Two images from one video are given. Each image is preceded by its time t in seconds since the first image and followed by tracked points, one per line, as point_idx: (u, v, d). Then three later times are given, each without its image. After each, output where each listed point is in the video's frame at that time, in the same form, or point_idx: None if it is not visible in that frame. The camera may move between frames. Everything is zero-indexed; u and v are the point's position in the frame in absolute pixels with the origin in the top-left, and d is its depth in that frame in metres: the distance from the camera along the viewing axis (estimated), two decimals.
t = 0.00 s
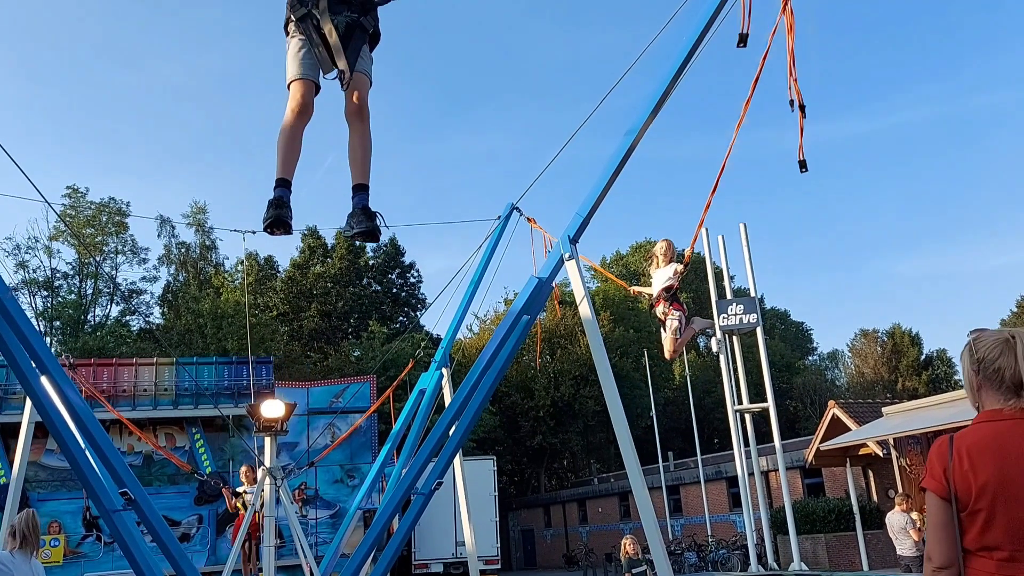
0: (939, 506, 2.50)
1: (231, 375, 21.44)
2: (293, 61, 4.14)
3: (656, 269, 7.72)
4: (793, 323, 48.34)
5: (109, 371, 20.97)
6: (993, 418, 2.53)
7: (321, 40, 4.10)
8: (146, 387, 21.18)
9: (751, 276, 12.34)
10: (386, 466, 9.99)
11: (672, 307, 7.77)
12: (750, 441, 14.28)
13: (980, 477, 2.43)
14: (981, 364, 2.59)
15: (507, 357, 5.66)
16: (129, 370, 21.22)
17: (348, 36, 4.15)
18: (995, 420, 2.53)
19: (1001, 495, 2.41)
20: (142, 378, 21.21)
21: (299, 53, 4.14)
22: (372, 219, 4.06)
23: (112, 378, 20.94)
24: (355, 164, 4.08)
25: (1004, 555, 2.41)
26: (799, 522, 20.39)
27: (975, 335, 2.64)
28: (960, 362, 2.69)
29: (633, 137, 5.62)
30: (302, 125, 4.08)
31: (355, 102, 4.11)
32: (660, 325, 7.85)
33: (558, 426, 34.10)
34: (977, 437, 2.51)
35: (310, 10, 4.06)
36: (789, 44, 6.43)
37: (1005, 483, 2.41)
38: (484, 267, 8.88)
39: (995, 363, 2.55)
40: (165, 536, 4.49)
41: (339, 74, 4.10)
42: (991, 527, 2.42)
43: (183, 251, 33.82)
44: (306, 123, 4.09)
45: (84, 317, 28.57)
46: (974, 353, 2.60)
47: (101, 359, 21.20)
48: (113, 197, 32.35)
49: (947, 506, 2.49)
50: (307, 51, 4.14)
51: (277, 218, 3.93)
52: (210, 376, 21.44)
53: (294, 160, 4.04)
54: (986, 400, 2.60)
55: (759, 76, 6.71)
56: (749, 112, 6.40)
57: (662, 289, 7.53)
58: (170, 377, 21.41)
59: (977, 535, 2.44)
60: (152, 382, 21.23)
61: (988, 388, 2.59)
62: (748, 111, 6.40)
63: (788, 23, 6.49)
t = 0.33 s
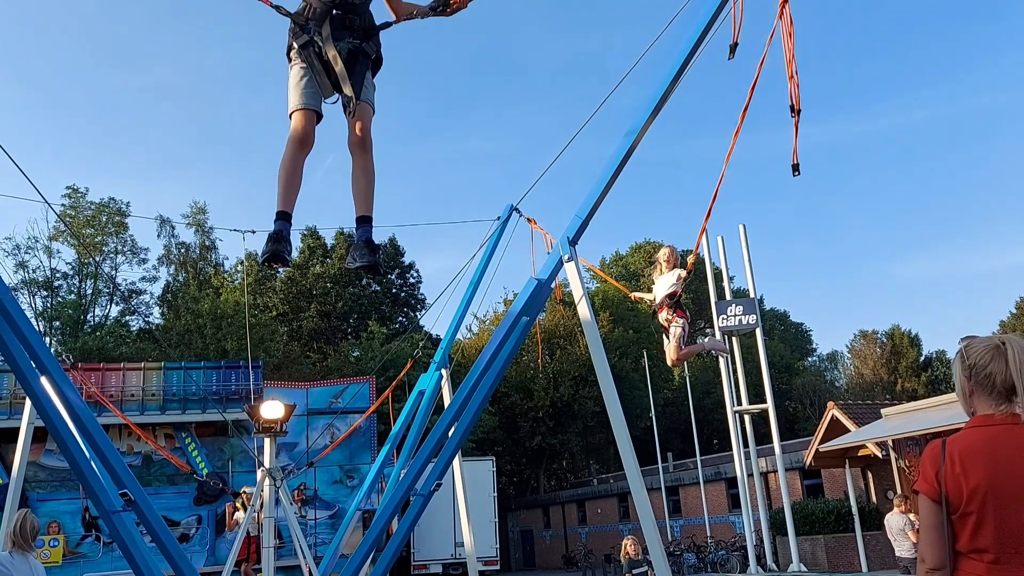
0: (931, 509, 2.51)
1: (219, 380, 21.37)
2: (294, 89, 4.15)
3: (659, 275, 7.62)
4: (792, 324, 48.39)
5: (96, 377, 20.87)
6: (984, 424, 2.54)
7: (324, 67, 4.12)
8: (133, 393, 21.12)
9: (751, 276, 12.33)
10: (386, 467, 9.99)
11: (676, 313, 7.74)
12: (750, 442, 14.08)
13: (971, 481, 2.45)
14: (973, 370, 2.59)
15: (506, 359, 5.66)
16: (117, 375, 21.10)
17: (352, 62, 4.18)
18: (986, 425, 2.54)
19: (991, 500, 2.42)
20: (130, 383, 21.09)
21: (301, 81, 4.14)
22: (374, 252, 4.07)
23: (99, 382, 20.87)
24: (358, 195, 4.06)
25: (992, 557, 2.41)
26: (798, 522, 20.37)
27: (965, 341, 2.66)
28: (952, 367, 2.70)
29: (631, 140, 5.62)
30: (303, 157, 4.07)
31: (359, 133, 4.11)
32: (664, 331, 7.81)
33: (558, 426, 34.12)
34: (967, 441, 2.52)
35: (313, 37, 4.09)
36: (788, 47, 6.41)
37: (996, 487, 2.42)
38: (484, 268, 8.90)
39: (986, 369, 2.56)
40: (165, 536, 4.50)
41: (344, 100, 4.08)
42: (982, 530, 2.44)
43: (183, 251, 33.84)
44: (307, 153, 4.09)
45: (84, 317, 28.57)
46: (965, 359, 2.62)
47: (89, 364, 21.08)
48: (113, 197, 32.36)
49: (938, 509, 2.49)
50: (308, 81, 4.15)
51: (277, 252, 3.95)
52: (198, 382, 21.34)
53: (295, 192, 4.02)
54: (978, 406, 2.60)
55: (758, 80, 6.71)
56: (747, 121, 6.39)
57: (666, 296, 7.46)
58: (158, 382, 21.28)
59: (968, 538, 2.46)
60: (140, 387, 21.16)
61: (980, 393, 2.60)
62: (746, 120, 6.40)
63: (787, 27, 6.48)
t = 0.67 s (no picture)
0: (925, 511, 2.51)
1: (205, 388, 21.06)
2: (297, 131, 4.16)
3: (662, 286, 7.65)
4: (791, 326, 48.46)
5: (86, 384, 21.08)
6: (980, 428, 2.55)
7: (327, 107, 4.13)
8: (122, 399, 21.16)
9: (750, 278, 12.34)
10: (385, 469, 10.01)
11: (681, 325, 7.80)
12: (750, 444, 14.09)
13: (967, 483, 2.46)
14: (968, 376, 2.62)
15: (507, 358, 5.67)
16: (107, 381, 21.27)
17: (356, 100, 4.20)
18: (981, 429, 2.56)
19: (984, 504, 2.44)
20: (118, 389, 21.18)
21: (303, 123, 4.16)
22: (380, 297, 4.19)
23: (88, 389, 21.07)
24: (364, 242, 4.18)
25: (985, 559, 2.42)
26: (797, 524, 20.37)
27: (960, 348, 2.69)
28: (947, 374, 2.73)
29: (631, 143, 5.63)
30: (306, 202, 4.11)
31: (363, 178, 4.13)
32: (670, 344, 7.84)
33: (556, 427, 34.15)
34: (963, 444, 2.53)
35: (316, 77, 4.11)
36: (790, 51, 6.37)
37: (991, 491, 2.44)
38: (484, 270, 8.91)
39: (981, 374, 2.59)
40: (165, 536, 4.51)
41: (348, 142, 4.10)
42: (976, 532, 2.45)
43: (183, 251, 33.91)
44: (309, 198, 4.13)
45: (83, 316, 28.58)
46: (960, 365, 2.65)
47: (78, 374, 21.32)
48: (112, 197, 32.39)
49: (932, 510, 2.50)
50: (311, 122, 4.17)
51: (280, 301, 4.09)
52: (185, 389, 21.39)
53: (298, 238, 4.09)
54: (973, 410, 2.63)
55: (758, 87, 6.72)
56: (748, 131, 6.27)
57: (669, 308, 7.51)
58: (146, 389, 21.30)
59: (963, 540, 2.46)
60: (128, 393, 21.18)
61: (975, 398, 2.62)
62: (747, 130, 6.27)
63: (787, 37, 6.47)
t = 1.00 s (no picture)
0: (926, 513, 2.51)
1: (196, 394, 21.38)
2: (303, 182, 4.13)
3: (667, 302, 7.66)
4: (791, 327, 48.49)
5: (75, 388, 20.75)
6: (978, 433, 2.57)
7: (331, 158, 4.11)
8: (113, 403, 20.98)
9: (750, 280, 12.31)
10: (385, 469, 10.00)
11: (687, 341, 7.82)
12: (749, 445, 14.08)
13: (968, 486, 2.47)
14: (966, 381, 2.62)
15: (509, 358, 5.66)
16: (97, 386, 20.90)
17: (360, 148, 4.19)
18: (981, 433, 2.56)
19: (986, 504, 2.45)
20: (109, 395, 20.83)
21: (307, 176, 4.13)
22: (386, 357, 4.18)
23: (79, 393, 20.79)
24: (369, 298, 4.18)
25: (986, 562, 2.42)
26: (796, 525, 20.40)
27: (959, 354, 2.69)
28: (946, 380, 2.73)
29: (632, 145, 5.62)
30: (309, 256, 4.09)
31: (367, 233, 4.11)
32: (677, 361, 7.82)
33: (556, 427, 34.17)
34: (961, 448, 2.55)
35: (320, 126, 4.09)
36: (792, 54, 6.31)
37: (991, 494, 2.45)
38: (484, 270, 8.91)
39: (978, 379, 2.59)
40: (166, 535, 4.51)
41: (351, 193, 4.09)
42: (977, 535, 2.45)
43: (182, 250, 33.92)
44: (313, 253, 4.10)
45: (82, 315, 28.56)
46: (959, 371, 2.65)
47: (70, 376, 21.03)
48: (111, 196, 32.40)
49: (933, 513, 2.50)
50: (313, 174, 4.15)
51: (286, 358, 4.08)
52: (177, 395, 21.42)
53: (303, 293, 4.13)
54: (971, 415, 2.63)
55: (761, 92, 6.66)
56: (754, 138, 5.94)
57: (675, 324, 7.53)
58: (136, 395, 21.00)
59: (964, 543, 2.46)
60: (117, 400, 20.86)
61: (973, 403, 2.63)
62: (753, 137, 5.94)
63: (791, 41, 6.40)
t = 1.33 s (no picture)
0: (931, 519, 2.51)
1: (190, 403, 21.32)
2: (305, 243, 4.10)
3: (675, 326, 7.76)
4: (790, 329, 48.52)
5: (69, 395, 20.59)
6: (981, 441, 2.58)
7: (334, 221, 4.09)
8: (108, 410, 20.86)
9: (751, 282, 12.32)
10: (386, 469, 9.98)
11: (694, 368, 7.79)
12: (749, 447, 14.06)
13: (975, 492, 2.48)
14: (969, 389, 2.64)
15: (510, 359, 5.68)
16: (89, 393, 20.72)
17: (364, 209, 4.19)
18: (984, 441, 2.58)
19: (992, 510, 2.46)
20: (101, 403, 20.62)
21: (311, 241, 4.05)
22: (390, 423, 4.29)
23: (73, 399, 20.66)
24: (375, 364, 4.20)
25: (991, 567, 2.44)
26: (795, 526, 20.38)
27: (962, 363, 2.71)
28: (948, 388, 2.75)
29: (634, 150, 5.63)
30: (316, 324, 4.04)
31: (374, 298, 4.13)
32: (683, 384, 7.84)
33: (555, 428, 34.19)
34: (965, 455, 2.56)
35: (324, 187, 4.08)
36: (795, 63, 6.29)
37: (996, 500, 2.46)
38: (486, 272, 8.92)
39: (981, 388, 2.61)
40: (167, 534, 4.51)
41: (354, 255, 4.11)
42: (983, 541, 2.45)
43: (182, 250, 33.94)
44: (319, 320, 4.05)
45: (82, 314, 28.55)
46: (961, 379, 2.67)
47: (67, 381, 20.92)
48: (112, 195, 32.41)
49: (940, 520, 2.50)
50: (318, 237, 4.08)
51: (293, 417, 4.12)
52: (169, 403, 21.32)
53: (309, 360, 4.09)
54: (972, 423, 2.66)
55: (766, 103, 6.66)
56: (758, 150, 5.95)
57: (683, 347, 7.54)
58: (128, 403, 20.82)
59: (970, 548, 2.47)
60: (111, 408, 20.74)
61: (975, 411, 2.64)
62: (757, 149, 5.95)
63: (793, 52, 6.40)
